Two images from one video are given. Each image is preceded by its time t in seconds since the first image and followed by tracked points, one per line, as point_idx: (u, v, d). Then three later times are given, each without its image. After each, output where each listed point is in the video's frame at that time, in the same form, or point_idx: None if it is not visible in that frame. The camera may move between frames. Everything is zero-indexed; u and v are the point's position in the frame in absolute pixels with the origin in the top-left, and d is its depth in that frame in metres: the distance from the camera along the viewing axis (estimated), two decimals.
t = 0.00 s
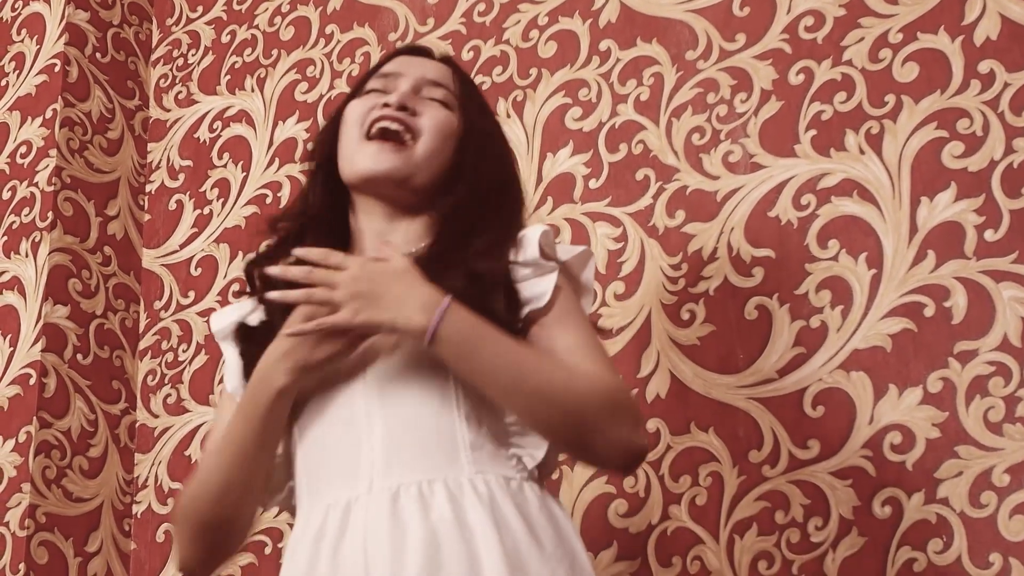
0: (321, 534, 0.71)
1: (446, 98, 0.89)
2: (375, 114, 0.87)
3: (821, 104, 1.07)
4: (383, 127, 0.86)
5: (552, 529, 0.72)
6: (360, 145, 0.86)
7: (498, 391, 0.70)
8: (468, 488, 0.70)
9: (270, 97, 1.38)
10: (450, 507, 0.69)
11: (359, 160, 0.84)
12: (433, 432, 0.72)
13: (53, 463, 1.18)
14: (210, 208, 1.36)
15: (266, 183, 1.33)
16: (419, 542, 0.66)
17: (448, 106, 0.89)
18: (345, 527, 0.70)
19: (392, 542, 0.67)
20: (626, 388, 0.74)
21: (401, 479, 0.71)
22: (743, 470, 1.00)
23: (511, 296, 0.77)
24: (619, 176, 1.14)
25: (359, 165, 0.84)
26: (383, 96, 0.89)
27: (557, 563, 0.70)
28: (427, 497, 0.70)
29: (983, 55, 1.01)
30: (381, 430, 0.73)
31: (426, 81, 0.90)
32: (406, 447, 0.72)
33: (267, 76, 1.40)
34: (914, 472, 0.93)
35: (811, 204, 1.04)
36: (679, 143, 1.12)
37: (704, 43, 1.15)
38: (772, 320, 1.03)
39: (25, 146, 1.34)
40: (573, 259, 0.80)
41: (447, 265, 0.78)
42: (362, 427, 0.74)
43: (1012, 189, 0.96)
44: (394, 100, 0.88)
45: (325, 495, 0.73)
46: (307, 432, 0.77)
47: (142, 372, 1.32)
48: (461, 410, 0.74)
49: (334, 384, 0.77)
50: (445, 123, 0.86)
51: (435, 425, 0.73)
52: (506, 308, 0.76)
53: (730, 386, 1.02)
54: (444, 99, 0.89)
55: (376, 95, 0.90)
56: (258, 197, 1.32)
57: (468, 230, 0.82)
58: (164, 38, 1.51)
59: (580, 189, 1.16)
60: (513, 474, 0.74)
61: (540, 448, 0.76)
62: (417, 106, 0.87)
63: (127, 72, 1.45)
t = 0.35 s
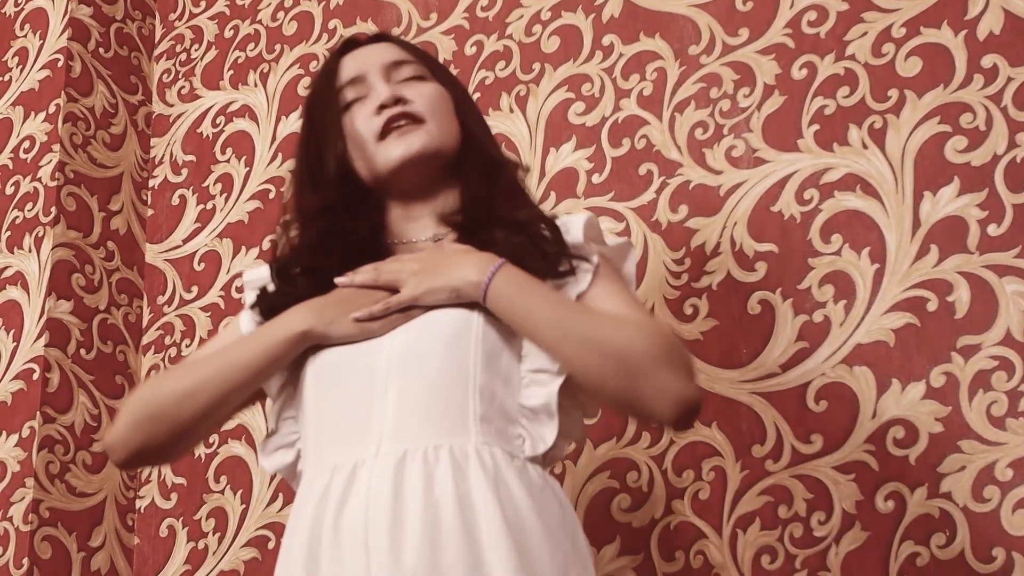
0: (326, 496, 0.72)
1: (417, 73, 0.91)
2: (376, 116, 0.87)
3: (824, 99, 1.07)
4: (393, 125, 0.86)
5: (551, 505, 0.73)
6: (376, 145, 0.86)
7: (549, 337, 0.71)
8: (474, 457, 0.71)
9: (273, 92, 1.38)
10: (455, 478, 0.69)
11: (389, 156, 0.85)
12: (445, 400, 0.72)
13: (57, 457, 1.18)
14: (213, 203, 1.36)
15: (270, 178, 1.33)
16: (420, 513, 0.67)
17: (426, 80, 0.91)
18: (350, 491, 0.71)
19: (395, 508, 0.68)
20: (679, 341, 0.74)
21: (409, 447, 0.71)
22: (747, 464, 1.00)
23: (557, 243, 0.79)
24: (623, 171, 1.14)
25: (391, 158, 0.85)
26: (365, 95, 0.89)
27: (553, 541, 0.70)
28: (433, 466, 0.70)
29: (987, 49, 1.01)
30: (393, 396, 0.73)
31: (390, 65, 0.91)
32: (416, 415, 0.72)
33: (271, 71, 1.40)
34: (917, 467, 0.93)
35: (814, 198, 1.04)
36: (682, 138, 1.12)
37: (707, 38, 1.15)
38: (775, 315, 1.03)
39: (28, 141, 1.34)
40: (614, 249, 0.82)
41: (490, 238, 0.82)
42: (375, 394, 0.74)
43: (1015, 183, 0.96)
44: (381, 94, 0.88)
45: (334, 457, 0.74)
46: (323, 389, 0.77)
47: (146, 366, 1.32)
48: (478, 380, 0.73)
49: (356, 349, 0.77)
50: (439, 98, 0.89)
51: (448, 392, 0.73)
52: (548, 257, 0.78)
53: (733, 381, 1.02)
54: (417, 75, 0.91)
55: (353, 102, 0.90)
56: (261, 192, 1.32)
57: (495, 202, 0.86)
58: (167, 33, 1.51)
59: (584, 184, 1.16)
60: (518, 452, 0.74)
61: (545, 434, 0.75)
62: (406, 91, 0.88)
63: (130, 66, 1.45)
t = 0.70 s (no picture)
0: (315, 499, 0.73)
1: (389, 71, 0.91)
2: (334, 131, 0.88)
3: (825, 95, 1.07)
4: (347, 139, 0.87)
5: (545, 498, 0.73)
6: (335, 162, 0.88)
7: (494, 372, 0.71)
8: (456, 456, 0.71)
9: (274, 89, 1.38)
10: (436, 477, 0.69)
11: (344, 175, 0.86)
12: (425, 401, 0.73)
13: (59, 454, 1.18)
14: (214, 200, 1.36)
15: (271, 175, 1.33)
16: (405, 513, 0.68)
17: (395, 79, 0.90)
18: (338, 493, 0.72)
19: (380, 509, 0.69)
20: (621, 400, 0.73)
21: (392, 448, 0.72)
22: (747, 460, 1.00)
23: (521, 249, 0.78)
24: (623, 168, 1.14)
25: (344, 178, 0.86)
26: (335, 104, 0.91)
27: (542, 534, 0.70)
28: (416, 466, 0.70)
29: (987, 45, 1.01)
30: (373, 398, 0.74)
31: (363, 65, 0.91)
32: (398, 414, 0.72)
33: (271, 68, 1.40)
34: (918, 463, 0.93)
35: (815, 194, 1.04)
36: (683, 135, 1.12)
37: (707, 34, 1.15)
38: (776, 311, 1.03)
39: (29, 138, 1.34)
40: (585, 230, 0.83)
41: (457, 242, 0.81)
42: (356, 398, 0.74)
43: (1015, 179, 0.96)
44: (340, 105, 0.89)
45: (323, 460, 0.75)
46: (307, 391, 0.78)
47: (147, 363, 1.33)
48: (457, 377, 0.73)
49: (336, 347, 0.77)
50: (396, 100, 0.87)
51: (427, 393, 0.73)
52: (513, 266, 0.77)
53: (734, 377, 1.03)
54: (388, 75, 0.91)
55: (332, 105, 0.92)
56: (263, 188, 1.32)
57: (460, 192, 0.84)
58: (168, 30, 1.51)
59: (584, 180, 1.16)
60: (505, 445, 0.74)
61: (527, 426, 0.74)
62: (362, 99, 0.88)
63: (131, 63, 1.46)
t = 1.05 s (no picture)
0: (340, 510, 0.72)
1: (395, 89, 0.91)
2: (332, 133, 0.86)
3: (825, 92, 1.07)
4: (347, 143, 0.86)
5: (566, 502, 0.74)
6: (326, 162, 0.85)
7: (511, 378, 0.73)
8: (480, 465, 0.71)
9: (274, 87, 1.38)
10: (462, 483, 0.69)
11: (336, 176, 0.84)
12: (447, 409, 0.74)
13: (60, 452, 1.18)
14: (215, 197, 1.36)
15: (271, 172, 1.33)
16: (433, 514, 0.68)
17: (399, 97, 0.90)
18: (362, 502, 0.71)
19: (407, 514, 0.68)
20: (630, 397, 0.77)
21: (416, 456, 0.72)
22: (748, 457, 1.00)
23: (529, 265, 0.80)
24: (624, 165, 1.14)
25: (335, 179, 0.84)
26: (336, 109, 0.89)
27: (566, 535, 0.70)
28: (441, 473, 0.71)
29: (987, 41, 1.01)
30: (393, 405, 0.74)
31: (370, 77, 0.91)
32: (420, 421, 0.73)
33: (272, 66, 1.40)
34: (919, 459, 0.93)
35: (816, 191, 1.04)
36: (683, 132, 1.12)
37: (708, 31, 1.15)
38: (776, 308, 1.03)
39: (30, 136, 1.34)
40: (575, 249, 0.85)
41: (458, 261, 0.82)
42: (375, 407, 0.74)
43: (1016, 175, 0.96)
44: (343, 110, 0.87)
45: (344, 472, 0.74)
46: (319, 402, 0.78)
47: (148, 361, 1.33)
48: (475, 389, 0.75)
49: (346, 356, 0.77)
50: (402, 119, 0.87)
51: (448, 401, 0.74)
52: (523, 283, 0.79)
53: (734, 374, 1.03)
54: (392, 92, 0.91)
55: (331, 108, 0.91)
56: (263, 186, 1.32)
57: (454, 211, 0.85)
58: (168, 27, 1.51)
59: (585, 177, 1.16)
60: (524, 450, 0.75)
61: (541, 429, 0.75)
62: (369, 111, 0.87)
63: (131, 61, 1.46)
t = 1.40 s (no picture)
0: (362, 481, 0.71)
1: (413, 71, 0.94)
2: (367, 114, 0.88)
3: (825, 89, 1.07)
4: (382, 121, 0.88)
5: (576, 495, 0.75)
6: (365, 143, 0.87)
7: (547, 386, 0.75)
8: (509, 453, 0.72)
9: (274, 85, 1.38)
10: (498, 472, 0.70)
11: (379, 152, 0.86)
12: (478, 395, 0.73)
13: (60, 451, 1.18)
14: (215, 196, 1.36)
15: (271, 170, 1.33)
16: (471, 500, 0.68)
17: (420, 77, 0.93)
18: (389, 478, 0.70)
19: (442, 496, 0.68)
20: (649, 415, 0.80)
21: (447, 436, 0.71)
22: (749, 455, 1.00)
23: (569, 259, 0.82)
24: (623, 162, 1.14)
25: (378, 155, 0.86)
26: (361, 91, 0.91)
27: (585, 531, 0.72)
28: (473, 458, 0.71)
29: (987, 38, 1.01)
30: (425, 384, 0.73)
31: (390, 59, 0.94)
32: (450, 403, 0.72)
33: (272, 64, 1.40)
34: (919, 456, 0.93)
35: (815, 188, 1.04)
36: (683, 129, 1.12)
37: (707, 28, 1.15)
38: (776, 306, 1.03)
39: (30, 134, 1.34)
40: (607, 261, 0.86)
41: (499, 240, 0.84)
42: (405, 382, 0.73)
43: (1015, 172, 0.96)
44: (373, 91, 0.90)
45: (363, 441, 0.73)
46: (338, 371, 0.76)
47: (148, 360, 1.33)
48: (506, 375, 0.75)
49: (377, 337, 0.75)
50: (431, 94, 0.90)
51: (480, 386, 0.73)
52: (564, 276, 0.81)
53: (734, 371, 1.03)
54: (412, 73, 0.94)
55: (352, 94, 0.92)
56: (263, 184, 1.33)
57: (490, 194, 0.89)
58: (168, 26, 1.51)
59: (585, 175, 1.16)
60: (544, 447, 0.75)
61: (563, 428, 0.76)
62: (398, 88, 0.90)
63: (131, 60, 1.46)
